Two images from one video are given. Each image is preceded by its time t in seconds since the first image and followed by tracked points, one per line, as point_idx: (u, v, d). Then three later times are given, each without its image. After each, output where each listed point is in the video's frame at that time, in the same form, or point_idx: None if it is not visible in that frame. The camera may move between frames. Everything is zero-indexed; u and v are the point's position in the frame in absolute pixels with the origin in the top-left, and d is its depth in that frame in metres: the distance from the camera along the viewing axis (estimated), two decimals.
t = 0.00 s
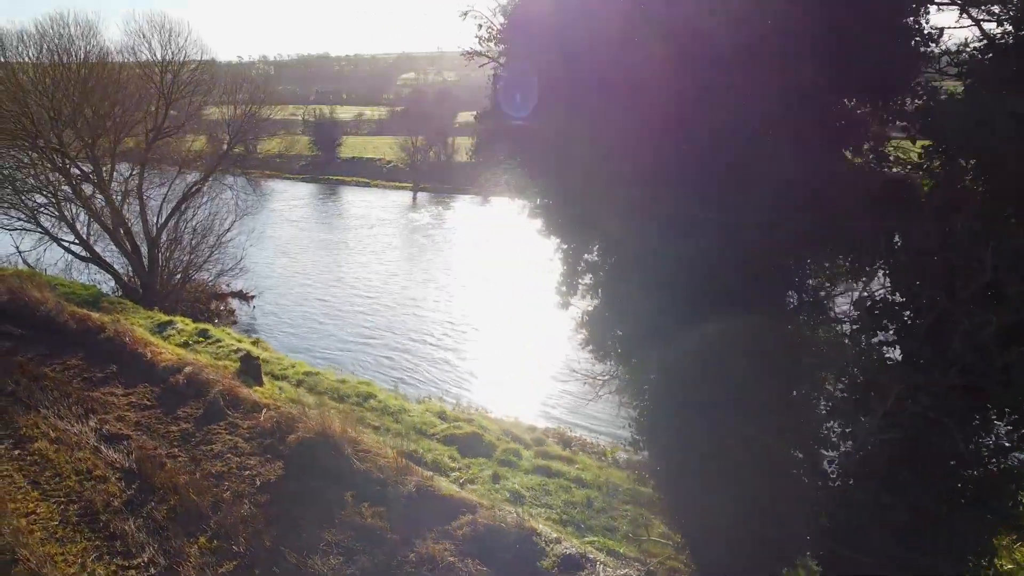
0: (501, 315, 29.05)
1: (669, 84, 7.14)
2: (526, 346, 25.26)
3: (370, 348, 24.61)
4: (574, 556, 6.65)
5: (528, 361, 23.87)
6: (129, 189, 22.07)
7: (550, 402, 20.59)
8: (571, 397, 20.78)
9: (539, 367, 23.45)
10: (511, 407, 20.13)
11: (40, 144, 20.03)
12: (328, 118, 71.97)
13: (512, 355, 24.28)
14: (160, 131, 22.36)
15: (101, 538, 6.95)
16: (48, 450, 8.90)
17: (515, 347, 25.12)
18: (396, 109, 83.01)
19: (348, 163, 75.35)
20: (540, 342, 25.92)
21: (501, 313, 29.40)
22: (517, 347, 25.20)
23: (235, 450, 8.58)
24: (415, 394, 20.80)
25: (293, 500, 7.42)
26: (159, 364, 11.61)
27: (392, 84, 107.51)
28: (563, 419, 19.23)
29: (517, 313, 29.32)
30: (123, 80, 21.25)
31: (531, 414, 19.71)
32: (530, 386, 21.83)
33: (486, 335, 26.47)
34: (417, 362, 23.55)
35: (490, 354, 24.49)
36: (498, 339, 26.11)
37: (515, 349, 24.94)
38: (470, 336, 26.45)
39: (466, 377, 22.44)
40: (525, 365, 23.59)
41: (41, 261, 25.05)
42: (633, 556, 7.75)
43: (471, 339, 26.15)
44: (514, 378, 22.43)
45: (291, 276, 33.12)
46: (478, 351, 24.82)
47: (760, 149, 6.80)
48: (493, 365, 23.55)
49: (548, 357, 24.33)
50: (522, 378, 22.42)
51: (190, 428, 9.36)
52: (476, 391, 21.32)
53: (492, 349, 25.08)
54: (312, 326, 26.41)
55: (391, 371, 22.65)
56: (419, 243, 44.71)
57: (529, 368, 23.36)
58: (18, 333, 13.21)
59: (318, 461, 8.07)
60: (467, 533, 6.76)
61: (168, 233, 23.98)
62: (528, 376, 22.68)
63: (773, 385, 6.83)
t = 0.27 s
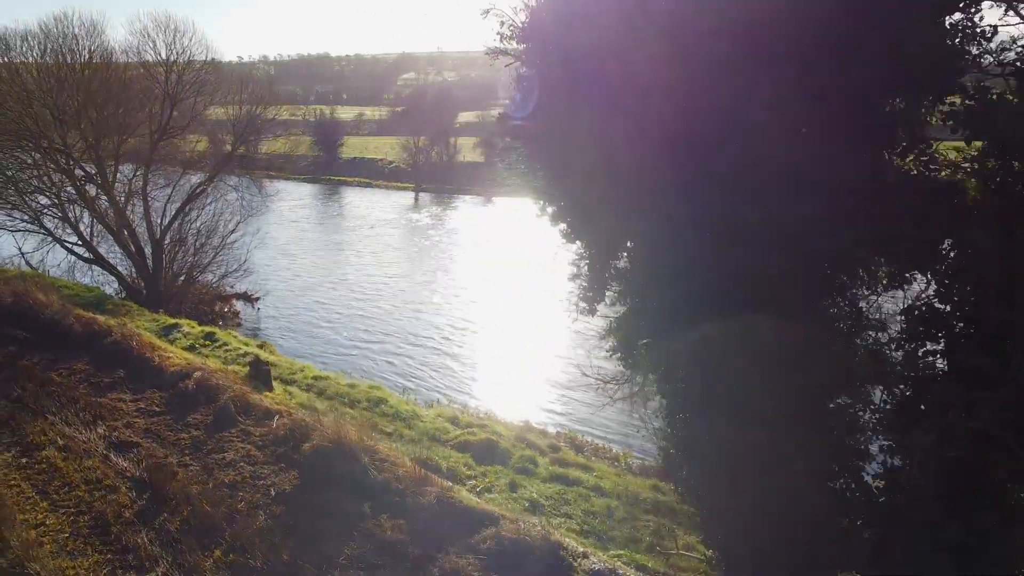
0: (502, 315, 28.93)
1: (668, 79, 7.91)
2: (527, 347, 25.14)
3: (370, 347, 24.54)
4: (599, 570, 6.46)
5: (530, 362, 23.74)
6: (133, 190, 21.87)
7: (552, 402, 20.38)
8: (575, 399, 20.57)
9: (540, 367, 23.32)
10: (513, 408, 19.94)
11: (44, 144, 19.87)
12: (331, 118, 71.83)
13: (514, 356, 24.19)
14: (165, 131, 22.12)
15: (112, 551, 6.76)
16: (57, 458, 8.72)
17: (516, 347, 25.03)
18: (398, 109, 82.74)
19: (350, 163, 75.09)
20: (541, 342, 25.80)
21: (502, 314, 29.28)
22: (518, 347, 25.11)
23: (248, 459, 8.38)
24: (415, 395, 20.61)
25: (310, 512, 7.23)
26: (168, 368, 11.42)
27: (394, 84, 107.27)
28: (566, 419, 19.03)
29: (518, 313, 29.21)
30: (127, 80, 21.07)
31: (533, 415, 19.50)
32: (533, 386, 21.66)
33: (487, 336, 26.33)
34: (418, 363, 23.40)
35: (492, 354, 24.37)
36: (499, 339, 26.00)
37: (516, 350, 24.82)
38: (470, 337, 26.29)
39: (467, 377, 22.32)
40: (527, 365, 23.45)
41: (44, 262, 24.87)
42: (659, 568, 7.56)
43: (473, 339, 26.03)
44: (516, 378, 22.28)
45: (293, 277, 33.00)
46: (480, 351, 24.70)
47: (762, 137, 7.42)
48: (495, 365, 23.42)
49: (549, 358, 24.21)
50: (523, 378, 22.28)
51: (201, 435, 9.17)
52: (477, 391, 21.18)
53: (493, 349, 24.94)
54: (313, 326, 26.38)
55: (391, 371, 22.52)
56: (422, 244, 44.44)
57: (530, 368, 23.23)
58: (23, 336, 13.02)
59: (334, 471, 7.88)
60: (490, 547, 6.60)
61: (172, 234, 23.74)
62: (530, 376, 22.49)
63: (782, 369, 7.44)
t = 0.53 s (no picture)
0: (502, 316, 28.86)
1: (668, 71, 7.95)
2: (529, 347, 25.06)
3: (370, 348, 24.48)
4: None
5: (532, 362, 23.66)
6: (137, 192, 21.68)
7: (556, 403, 20.22)
8: (579, 399, 20.42)
9: (542, 367, 23.23)
10: (516, 409, 19.80)
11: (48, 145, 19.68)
12: (332, 118, 71.62)
13: (515, 356, 24.12)
14: (170, 132, 21.91)
15: (124, 566, 6.58)
16: (65, 466, 8.53)
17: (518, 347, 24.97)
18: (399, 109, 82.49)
19: (350, 164, 74.85)
20: (541, 342, 25.73)
21: (502, 313, 29.22)
22: (519, 347, 25.06)
23: (260, 469, 8.19)
24: (417, 396, 20.46)
25: (327, 524, 7.06)
26: (175, 373, 11.21)
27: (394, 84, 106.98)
28: (571, 420, 18.87)
29: (518, 313, 29.15)
30: (132, 81, 20.90)
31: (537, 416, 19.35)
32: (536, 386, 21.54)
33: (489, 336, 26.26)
34: (421, 363, 23.29)
35: (494, 355, 24.29)
36: (501, 339, 25.95)
37: (518, 350, 24.75)
38: (472, 337, 26.20)
39: (469, 377, 22.24)
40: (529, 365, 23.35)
41: (46, 264, 24.67)
42: None
43: (474, 339, 25.96)
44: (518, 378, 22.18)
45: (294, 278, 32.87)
46: (482, 352, 24.62)
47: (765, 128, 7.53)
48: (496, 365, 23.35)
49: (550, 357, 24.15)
50: (524, 378, 22.20)
51: (211, 443, 8.97)
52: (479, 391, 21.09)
53: (495, 349, 24.86)
54: (313, 326, 26.31)
55: (393, 372, 22.43)
56: (424, 245, 44.18)
57: (532, 368, 23.14)
58: (27, 340, 12.79)
59: (350, 480, 7.70)
60: (516, 559, 6.45)
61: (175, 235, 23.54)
62: (533, 377, 22.37)
63: (792, 364, 7.65)
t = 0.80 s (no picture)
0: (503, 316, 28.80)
1: (672, 73, 8.34)
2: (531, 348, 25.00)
3: (371, 348, 24.47)
4: None
5: (534, 363, 23.60)
6: (141, 193, 21.48)
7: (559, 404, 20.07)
8: (584, 400, 20.24)
9: (542, 368, 23.18)
10: (519, 411, 19.65)
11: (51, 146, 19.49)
12: (332, 118, 71.40)
13: (517, 357, 24.06)
14: (174, 131, 21.68)
15: None
16: (73, 476, 8.32)
17: (519, 348, 24.91)
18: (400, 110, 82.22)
19: (351, 164, 74.62)
20: (542, 343, 25.67)
21: (503, 314, 29.16)
22: (519, 347, 25.04)
23: (274, 479, 7.97)
24: (417, 397, 20.35)
25: (345, 538, 6.86)
26: (184, 379, 10.99)
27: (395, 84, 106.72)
28: (575, 421, 18.70)
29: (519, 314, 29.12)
30: (137, 81, 20.72)
31: (540, 416, 19.22)
32: (540, 387, 21.41)
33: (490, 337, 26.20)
34: (422, 364, 23.21)
35: (496, 355, 24.23)
36: (501, 340, 25.89)
37: (518, 351, 24.70)
38: (474, 338, 26.10)
39: (470, 378, 22.17)
40: (530, 366, 23.28)
41: (48, 265, 24.45)
42: None
43: (475, 339, 25.92)
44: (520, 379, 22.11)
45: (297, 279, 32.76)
46: (483, 352, 24.55)
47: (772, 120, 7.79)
48: (497, 366, 23.29)
49: (550, 358, 24.10)
50: (526, 379, 22.14)
51: (222, 451, 8.76)
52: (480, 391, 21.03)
53: (497, 350, 24.78)
54: (314, 327, 26.28)
55: (393, 373, 22.38)
56: (427, 246, 43.92)
57: (533, 368, 23.08)
58: (31, 344, 12.56)
59: (367, 492, 7.50)
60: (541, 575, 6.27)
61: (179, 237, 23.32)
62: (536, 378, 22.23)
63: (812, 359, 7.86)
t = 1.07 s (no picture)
0: (502, 317, 28.77)
1: (679, 79, 8.69)
2: (530, 347, 24.92)
3: (370, 348, 24.37)
4: None
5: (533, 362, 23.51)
6: (144, 194, 21.30)
7: (563, 404, 19.92)
8: (587, 399, 20.06)
9: (542, 367, 23.08)
10: (522, 411, 19.46)
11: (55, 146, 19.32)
12: (334, 118, 71.19)
13: (517, 356, 23.98)
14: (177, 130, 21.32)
15: None
16: (82, 484, 8.13)
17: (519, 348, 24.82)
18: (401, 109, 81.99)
19: (352, 164, 74.40)
20: (542, 342, 25.58)
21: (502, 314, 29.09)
22: (519, 347, 24.96)
23: (288, 488, 7.78)
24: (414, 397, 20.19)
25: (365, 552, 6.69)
26: (193, 384, 10.81)
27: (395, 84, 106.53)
28: (579, 421, 18.50)
29: (518, 313, 29.09)
30: (142, 81, 20.52)
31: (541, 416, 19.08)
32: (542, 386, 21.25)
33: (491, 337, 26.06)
34: (421, 363, 23.11)
35: (496, 354, 24.15)
36: (501, 339, 25.83)
37: (518, 350, 24.60)
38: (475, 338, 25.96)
39: (469, 377, 22.07)
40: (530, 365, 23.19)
41: (51, 266, 24.26)
42: None
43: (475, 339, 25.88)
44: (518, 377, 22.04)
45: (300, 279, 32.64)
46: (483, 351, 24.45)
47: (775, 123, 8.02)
48: (496, 364, 23.19)
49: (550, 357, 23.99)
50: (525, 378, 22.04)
51: (234, 459, 8.57)
52: (480, 391, 20.91)
53: (497, 349, 24.71)
54: (315, 328, 26.13)
55: (392, 372, 22.26)
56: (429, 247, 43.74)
57: (533, 368, 22.97)
58: (36, 347, 12.37)
59: (386, 503, 7.32)
60: None
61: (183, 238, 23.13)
62: (538, 377, 22.11)
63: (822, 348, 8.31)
